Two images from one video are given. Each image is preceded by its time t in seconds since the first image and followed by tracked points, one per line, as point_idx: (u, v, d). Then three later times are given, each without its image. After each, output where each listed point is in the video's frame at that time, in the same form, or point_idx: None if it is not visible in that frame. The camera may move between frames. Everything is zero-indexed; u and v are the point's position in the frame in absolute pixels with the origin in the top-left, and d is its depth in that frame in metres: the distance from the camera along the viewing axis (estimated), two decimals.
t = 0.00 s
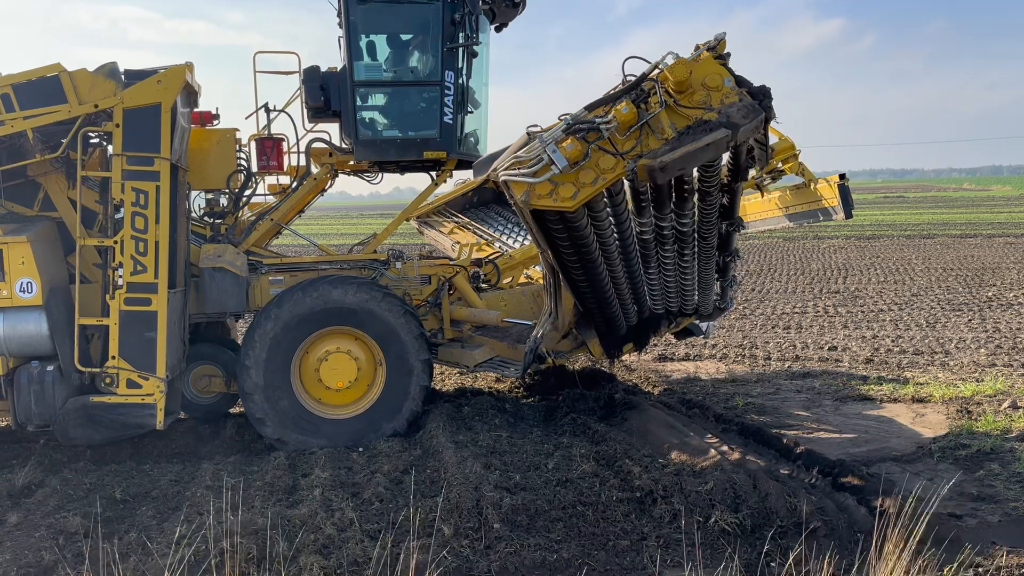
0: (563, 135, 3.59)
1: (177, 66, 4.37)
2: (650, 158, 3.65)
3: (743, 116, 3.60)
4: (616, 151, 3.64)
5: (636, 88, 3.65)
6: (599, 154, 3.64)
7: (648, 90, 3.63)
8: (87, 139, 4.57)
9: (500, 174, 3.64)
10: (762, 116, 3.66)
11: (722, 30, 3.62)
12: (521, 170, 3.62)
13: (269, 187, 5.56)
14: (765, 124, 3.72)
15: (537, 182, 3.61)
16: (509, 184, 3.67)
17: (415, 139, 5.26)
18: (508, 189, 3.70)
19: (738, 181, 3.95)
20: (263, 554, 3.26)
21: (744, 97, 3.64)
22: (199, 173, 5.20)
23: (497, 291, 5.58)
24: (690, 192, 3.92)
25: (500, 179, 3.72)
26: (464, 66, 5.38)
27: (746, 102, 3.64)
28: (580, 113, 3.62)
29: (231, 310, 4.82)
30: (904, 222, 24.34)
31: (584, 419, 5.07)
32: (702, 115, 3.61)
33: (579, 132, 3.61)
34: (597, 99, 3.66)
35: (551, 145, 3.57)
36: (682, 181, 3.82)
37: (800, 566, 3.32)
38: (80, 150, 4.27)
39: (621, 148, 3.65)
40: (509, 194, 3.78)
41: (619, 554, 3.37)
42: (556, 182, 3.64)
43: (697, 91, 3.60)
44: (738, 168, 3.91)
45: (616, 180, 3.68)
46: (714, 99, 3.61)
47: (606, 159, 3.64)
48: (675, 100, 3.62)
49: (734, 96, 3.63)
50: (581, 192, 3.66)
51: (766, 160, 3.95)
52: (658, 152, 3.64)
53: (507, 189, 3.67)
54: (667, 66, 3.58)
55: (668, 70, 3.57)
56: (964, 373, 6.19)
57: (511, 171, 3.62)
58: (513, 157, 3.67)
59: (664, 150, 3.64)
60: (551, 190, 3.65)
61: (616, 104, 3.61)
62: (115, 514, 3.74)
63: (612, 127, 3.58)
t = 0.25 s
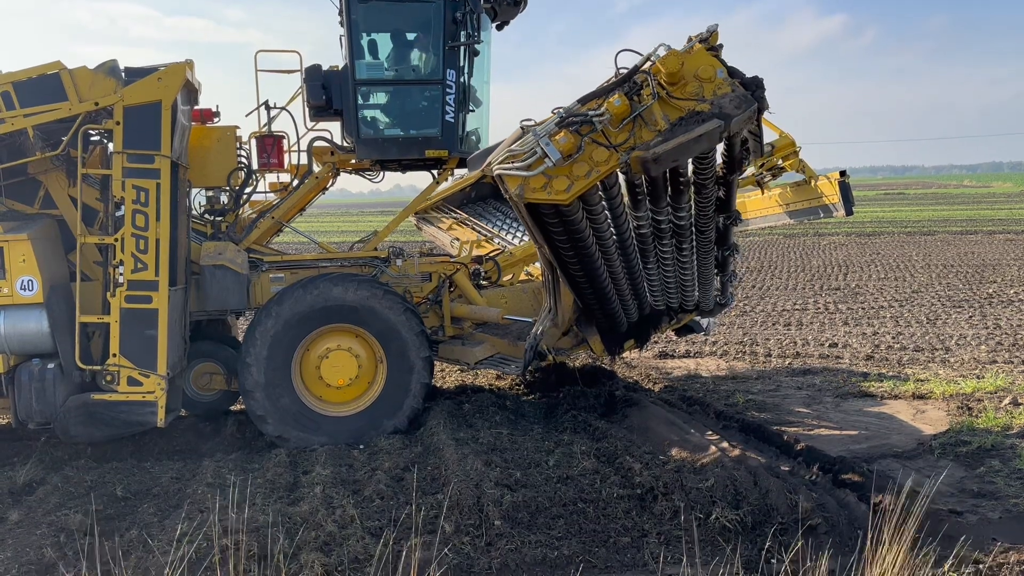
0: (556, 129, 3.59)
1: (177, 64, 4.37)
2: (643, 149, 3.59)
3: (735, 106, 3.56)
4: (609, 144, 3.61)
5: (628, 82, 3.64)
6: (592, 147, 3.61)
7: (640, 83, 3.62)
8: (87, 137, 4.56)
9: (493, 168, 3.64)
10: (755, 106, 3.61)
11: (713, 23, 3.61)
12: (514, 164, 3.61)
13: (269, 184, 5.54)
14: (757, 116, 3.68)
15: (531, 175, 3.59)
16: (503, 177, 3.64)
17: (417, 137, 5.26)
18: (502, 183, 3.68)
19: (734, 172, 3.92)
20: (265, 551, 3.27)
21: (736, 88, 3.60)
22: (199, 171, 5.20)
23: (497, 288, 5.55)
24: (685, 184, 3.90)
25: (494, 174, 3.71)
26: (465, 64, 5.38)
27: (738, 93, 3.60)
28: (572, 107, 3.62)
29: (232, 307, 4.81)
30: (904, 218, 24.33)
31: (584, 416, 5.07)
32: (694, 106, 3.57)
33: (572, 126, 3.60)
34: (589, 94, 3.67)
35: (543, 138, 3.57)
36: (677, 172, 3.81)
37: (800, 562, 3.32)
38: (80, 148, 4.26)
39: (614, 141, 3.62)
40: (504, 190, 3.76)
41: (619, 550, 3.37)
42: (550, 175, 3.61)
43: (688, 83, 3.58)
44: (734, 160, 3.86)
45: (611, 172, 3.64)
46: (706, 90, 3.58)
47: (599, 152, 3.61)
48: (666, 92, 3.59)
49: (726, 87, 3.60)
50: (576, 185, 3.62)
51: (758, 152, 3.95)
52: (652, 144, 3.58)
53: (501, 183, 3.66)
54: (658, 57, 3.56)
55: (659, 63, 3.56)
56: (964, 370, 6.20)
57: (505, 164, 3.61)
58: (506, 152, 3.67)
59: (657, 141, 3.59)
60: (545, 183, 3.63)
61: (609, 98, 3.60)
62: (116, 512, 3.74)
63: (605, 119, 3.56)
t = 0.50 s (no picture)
0: (549, 123, 3.56)
1: (177, 61, 4.36)
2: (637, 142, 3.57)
3: (729, 98, 3.53)
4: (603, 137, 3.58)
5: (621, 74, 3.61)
6: (586, 140, 3.58)
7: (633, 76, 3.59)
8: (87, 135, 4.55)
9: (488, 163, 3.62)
10: (749, 98, 3.58)
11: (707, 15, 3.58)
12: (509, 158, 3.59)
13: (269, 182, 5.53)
14: (751, 107, 3.63)
15: (525, 169, 3.56)
16: (497, 172, 3.62)
17: (418, 136, 5.26)
18: (496, 178, 3.66)
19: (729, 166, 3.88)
20: (265, 549, 3.27)
21: (730, 79, 3.57)
22: (199, 169, 5.21)
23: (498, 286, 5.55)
24: (681, 177, 3.87)
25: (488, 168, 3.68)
26: (466, 63, 5.38)
27: (732, 85, 3.57)
28: (566, 100, 3.59)
29: (233, 305, 4.82)
30: (904, 216, 24.32)
31: (584, 414, 5.07)
32: (687, 98, 3.55)
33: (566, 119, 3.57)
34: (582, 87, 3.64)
35: (537, 132, 3.54)
36: (672, 167, 3.77)
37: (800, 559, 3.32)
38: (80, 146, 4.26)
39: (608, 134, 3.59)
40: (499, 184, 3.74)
41: (620, 548, 3.38)
42: (544, 169, 3.59)
43: (681, 75, 3.54)
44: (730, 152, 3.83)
45: (605, 166, 3.61)
46: (700, 82, 3.55)
47: (593, 145, 3.58)
48: (660, 84, 3.56)
49: (720, 78, 3.57)
50: (570, 179, 3.60)
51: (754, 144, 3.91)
52: (646, 137, 3.56)
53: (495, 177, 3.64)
54: (650, 50, 3.53)
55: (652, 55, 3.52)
56: (965, 367, 6.19)
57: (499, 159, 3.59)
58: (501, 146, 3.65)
59: (651, 134, 3.56)
60: (539, 177, 3.60)
61: (602, 91, 3.57)
62: (117, 510, 3.75)
63: (598, 112, 3.53)
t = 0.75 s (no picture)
0: (543, 116, 3.55)
1: (177, 60, 4.36)
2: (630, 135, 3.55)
3: (721, 89, 3.51)
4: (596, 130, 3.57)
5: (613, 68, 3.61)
6: (579, 134, 3.57)
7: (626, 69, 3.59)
8: (87, 133, 4.54)
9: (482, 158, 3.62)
10: (741, 89, 3.56)
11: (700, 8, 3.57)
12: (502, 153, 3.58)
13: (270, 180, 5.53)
14: (744, 98, 3.63)
15: (519, 163, 3.55)
16: (491, 167, 3.61)
17: (420, 135, 5.25)
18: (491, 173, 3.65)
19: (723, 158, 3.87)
20: (266, 547, 3.27)
21: (722, 71, 3.56)
22: (200, 167, 5.21)
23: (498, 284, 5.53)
24: (677, 172, 3.82)
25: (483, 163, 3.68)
26: (468, 62, 5.36)
27: (724, 76, 3.55)
28: (559, 95, 3.58)
29: (233, 304, 4.83)
30: (904, 213, 24.32)
31: (585, 412, 5.07)
32: (680, 90, 3.53)
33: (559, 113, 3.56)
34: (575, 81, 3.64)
35: (530, 126, 3.53)
36: (667, 160, 3.70)
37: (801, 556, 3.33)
38: (80, 145, 4.26)
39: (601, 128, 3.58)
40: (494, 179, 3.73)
41: (621, 545, 3.38)
42: (537, 163, 3.58)
43: (674, 67, 3.53)
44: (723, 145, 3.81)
45: (599, 160, 3.60)
46: (692, 74, 3.54)
47: (586, 138, 3.57)
48: (652, 77, 3.55)
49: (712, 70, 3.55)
50: (564, 173, 3.58)
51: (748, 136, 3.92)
52: (639, 130, 3.54)
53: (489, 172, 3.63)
54: (642, 42, 3.53)
55: (643, 47, 3.52)
56: (966, 365, 6.19)
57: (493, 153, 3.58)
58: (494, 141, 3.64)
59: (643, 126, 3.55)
60: (533, 172, 3.60)
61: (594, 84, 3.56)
62: (118, 508, 3.75)
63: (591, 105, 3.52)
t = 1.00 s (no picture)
0: (536, 112, 3.52)
1: (178, 59, 4.36)
2: (624, 129, 3.55)
3: (714, 83, 3.54)
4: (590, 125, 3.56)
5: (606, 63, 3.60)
6: (573, 129, 3.55)
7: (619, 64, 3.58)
8: (87, 132, 4.54)
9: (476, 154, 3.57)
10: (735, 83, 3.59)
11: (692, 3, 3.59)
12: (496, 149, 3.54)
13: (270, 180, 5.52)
14: (737, 92, 3.64)
15: (514, 159, 3.52)
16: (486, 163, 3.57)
17: (421, 136, 5.25)
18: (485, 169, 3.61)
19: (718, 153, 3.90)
20: (267, 546, 3.27)
21: (715, 65, 3.58)
22: (200, 166, 5.21)
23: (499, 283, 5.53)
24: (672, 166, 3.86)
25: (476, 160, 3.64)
26: (469, 62, 5.36)
27: (717, 70, 3.58)
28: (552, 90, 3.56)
29: (233, 304, 4.84)
30: (904, 212, 24.31)
31: (585, 411, 5.07)
32: (673, 84, 3.55)
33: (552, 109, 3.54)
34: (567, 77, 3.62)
35: (523, 121, 3.50)
36: (662, 154, 3.73)
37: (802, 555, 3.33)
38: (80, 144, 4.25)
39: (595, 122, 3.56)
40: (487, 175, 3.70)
41: (621, 545, 3.38)
42: (532, 159, 3.55)
43: (666, 61, 3.54)
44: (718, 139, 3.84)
45: (593, 155, 3.58)
46: (685, 68, 3.55)
47: (581, 133, 3.55)
48: (645, 71, 3.55)
49: (705, 64, 3.58)
50: (558, 168, 3.56)
51: (743, 131, 3.94)
52: (633, 124, 3.54)
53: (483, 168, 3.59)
54: (635, 37, 3.53)
55: (636, 42, 3.52)
56: (966, 363, 6.19)
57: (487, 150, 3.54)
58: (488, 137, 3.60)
59: (637, 121, 3.55)
60: (528, 167, 3.56)
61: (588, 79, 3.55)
62: (119, 508, 3.76)
63: (585, 100, 3.50)
